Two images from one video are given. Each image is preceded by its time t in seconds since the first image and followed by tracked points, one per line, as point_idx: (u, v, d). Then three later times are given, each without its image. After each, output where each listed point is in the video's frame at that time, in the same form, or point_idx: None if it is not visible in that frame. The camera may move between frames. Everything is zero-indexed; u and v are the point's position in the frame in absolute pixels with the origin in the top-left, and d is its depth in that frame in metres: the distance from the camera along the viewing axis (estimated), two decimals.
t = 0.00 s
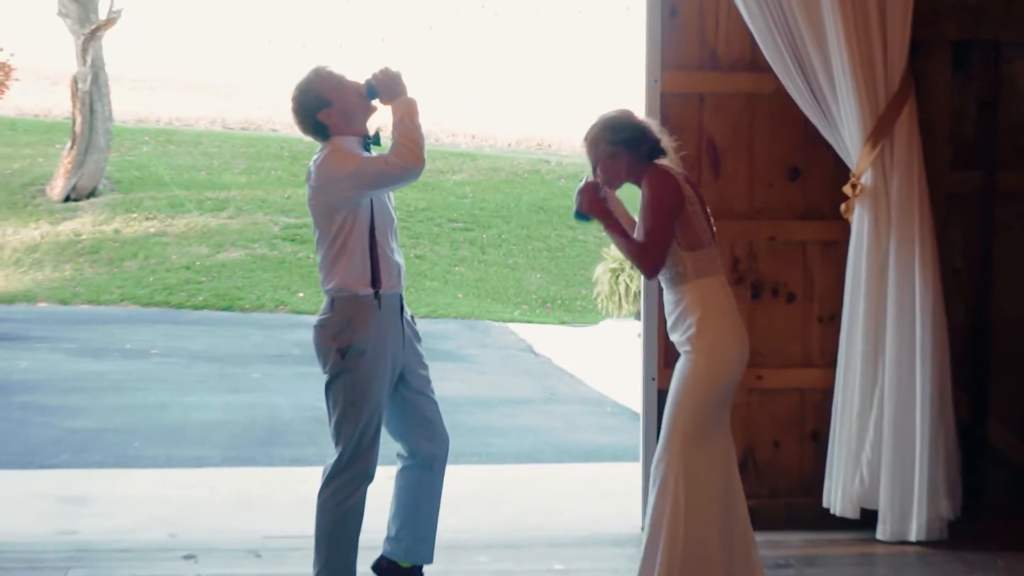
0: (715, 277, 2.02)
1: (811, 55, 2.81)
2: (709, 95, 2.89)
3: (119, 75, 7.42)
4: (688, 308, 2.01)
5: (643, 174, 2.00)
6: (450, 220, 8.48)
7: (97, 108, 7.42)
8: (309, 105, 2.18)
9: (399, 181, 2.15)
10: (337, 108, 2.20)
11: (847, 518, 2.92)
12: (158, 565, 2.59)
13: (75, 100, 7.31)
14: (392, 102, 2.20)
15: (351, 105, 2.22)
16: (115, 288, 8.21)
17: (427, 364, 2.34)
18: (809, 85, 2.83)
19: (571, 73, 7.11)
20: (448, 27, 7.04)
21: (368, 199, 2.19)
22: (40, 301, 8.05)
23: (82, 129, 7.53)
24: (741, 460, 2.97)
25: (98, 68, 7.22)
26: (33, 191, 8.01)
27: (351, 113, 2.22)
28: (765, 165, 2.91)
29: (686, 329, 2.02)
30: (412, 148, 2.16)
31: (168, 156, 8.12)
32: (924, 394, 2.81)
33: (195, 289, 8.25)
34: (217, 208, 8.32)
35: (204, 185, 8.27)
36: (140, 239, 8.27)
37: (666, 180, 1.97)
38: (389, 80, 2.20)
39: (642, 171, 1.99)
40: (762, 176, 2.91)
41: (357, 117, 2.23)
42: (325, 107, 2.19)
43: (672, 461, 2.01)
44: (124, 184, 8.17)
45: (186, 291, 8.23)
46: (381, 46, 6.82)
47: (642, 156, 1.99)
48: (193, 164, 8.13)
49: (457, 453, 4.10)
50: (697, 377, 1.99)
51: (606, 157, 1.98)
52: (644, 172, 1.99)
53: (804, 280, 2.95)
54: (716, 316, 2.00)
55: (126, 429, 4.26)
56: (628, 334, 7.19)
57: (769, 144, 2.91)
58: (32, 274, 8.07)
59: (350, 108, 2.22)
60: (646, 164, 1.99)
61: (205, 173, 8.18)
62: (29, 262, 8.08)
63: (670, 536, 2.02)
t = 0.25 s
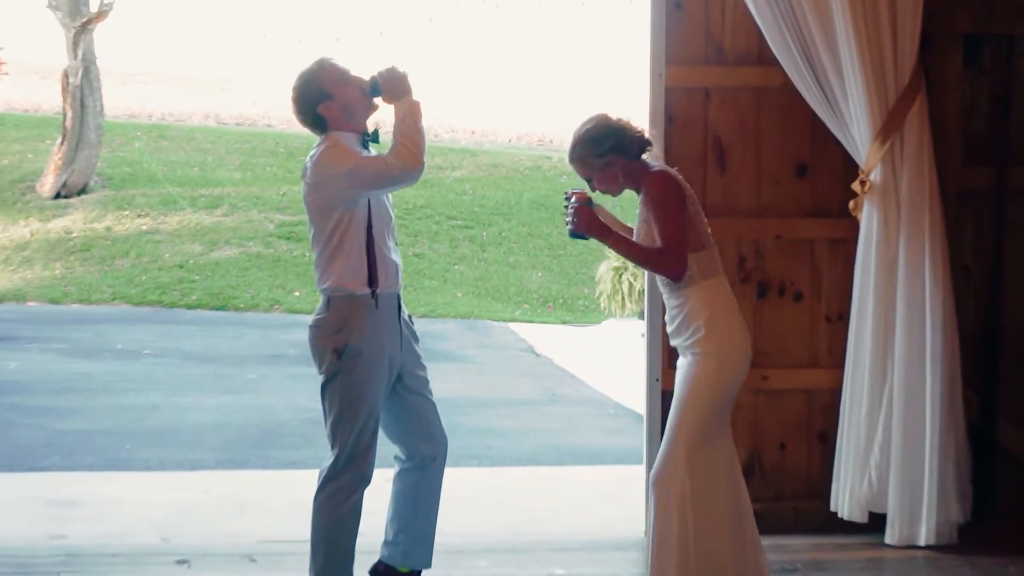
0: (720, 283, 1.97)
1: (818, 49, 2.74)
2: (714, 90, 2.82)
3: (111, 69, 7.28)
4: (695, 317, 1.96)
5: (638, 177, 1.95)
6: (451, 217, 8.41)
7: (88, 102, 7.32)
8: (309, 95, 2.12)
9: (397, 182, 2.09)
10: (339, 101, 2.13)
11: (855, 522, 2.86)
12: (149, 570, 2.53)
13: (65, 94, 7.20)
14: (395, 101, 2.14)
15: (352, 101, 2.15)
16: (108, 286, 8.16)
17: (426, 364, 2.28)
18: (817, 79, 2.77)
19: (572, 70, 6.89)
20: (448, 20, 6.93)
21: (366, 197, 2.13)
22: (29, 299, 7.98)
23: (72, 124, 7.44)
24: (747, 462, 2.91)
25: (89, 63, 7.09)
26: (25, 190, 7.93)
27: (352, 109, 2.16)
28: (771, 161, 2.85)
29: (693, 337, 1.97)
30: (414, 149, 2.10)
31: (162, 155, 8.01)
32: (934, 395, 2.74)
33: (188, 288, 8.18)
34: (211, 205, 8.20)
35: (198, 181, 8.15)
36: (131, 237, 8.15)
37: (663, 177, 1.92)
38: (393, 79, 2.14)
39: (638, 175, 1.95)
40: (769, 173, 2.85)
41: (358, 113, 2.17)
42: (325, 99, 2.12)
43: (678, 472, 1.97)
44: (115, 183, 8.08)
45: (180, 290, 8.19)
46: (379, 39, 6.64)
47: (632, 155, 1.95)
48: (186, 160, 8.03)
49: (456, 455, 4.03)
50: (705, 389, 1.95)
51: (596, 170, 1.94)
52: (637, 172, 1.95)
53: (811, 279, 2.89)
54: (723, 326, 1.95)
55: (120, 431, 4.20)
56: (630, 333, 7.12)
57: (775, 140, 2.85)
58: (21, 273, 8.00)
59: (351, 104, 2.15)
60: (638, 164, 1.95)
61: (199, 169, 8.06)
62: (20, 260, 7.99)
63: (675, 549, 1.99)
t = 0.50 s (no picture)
0: (706, 287, 1.99)
1: (823, 45, 2.71)
2: (718, 86, 2.79)
3: (106, 65, 7.37)
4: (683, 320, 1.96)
5: (642, 168, 1.94)
6: (451, 216, 8.39)
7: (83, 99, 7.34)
8: (320, 86, 2.08)
9: (387, 202, 2.03)
10: (347, 97, 2.09)
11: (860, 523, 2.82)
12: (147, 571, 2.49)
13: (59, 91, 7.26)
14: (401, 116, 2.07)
15: (360, 100, 2.10)
16: (103, 284, 8.01)
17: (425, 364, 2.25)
18: (821, 77, 2.74)
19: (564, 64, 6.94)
20: (448, 15, 6.83)
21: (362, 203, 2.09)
22: (25, 297, 7.83)
23: (69, 120, 7.38)
24: (750, 464, 2.87)
25: (84, 58, 7.15)
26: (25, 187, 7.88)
27: (359, 107, 2.11)
28: (775, 159, 2.82)
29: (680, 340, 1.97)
30: (411, 172, 2.03)
31: (161, 153, 8.00)
32: (940, 395, 2.71)
33: (187, 286, 8.00)
34: (209, 202, 8.13)
35: (195, 178, 8.12)
36: (128, 234, 8.09)
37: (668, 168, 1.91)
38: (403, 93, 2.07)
39: (643, 167, 1.94)
40: (773, 171, 2.82)
41: (365, 113, 2.12)
42: (334, 93, 2.08)
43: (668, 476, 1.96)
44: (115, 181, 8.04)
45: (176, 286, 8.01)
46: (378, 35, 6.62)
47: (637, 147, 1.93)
48: (184, 156, 8.02)
49: (456, 455, 4.01)
50: (694, 392, 1.95)
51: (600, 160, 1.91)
52: (641, 163, 1.94)
53: (815, 278, 2.86)
54: (710, 329, 1.97)
55: (118, 430, 4.18)
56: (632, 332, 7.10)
57: (779, 138, 2.82)
58: (17, 270, 7.89)
59: (358, 104, 2.10)
60: (641, 155, 1.94)
61: (197, 166, 8.05)
62: (19, 256, 7.91)
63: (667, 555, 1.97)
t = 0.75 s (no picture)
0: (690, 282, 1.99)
1: (825, 45, 2.71)
2: (719, 85, 2.79)
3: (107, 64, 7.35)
4: (669, 316, 1.96)
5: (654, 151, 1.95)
6: (453, 215, 8.39)
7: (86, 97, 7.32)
8: (337, 82, 2.04)
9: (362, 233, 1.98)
10: (360, 102, 2.05)
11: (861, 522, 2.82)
12: (149, 567, 2.50)
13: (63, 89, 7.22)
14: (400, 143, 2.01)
15: (373, 107, 2.06)
16: (105, 280, 8.12)
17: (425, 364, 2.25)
18: (823, 76, 2.73)
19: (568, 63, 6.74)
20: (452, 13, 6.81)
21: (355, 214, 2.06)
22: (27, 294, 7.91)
23: (70, 117, 7.38)
24: (751, 462, 2.88)
25: (88, 56, 7.14)
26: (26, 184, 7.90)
27: (370, 113, 2.07)
28: (776, 158, 2.82)
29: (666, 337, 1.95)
30: (392, 210, 1.97)
31: (164, 152, 7.99)
32: (941, 395, 2.71)
33: (188, 283, 8.12)
34: (210, 199, 8.17)
35: (196, 176, 8.14)
36: (129, 232, 8.14)
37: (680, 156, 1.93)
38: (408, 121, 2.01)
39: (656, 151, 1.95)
40: (775, 170, 2.82)
41: (373, 122, 2.07)
42: (350, 92, 2.05)
43: (667, 474, 1.96)
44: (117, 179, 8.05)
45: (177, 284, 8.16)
46: (381, 33, 6.78)
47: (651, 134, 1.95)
48: (186, 154, 8.01)
49: (458, 453, 4.00)
50: (688, 388, 1.95)
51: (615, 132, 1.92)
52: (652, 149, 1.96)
53: (816, 277, 2.86)
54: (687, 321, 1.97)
55: (120, 427, 4.18)
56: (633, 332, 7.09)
57: (781, 137, 2.81)
58: (19, 267, 7.95)
59: (369, 111, 2.06)
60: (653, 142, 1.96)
61: (198, 163, 8.05)
62: (21, 253, 7.95)
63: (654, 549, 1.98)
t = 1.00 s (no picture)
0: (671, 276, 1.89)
1: (824, 46, 2.73)
2: (719, 86, 2.81)
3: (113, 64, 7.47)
4: (663, 313, 1.87)
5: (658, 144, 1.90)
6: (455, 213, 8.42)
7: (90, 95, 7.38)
8: (351, 86, 2.06)
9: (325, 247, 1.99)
10: (368, 110, 2.06)
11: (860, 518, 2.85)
12: (155, 561, 2.53)
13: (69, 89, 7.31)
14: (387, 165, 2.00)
15: (380, 116, 2.07)
16: (111, 279, 7.96)
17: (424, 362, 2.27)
18: (822, 76, 2.76)
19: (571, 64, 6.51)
20: (455, 15, 6.52)
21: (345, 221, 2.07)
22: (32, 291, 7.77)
23: (76, 117, 7.40)
24: (750, 459, 2.90)
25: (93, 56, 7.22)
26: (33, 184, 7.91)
27: (377, 122, 2.08)
28: (776, 158, 2.84)
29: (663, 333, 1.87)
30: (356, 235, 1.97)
31: (169, 151, 8.02)
32: (938, 392, 2.74)
33: (193, 281, 7.94)
34: (215, 199, 8.13)
35: (202, 176, 8.12)
36: (135, 231, 8.04)
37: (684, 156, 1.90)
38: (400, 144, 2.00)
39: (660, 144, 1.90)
40: (775, 170, 2.84)
41: (377, 131, 2.08)
42: (361, 99, 2.06)
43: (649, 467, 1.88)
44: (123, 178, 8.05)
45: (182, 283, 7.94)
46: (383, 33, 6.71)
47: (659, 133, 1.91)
48: (191, 154, 8.06)
49: (460, 450, 4.03)
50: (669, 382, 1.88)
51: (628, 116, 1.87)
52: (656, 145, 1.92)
53: (815, 276, 2.88)
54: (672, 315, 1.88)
55: (126, 423, 4.22)
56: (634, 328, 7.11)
57: (780, 137, 2.84)
58: (26, 266, 7.84)
59: (375, 120, 2.07)
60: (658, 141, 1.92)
61: (204, 163, 8.07)
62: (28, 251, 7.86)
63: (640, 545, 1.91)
